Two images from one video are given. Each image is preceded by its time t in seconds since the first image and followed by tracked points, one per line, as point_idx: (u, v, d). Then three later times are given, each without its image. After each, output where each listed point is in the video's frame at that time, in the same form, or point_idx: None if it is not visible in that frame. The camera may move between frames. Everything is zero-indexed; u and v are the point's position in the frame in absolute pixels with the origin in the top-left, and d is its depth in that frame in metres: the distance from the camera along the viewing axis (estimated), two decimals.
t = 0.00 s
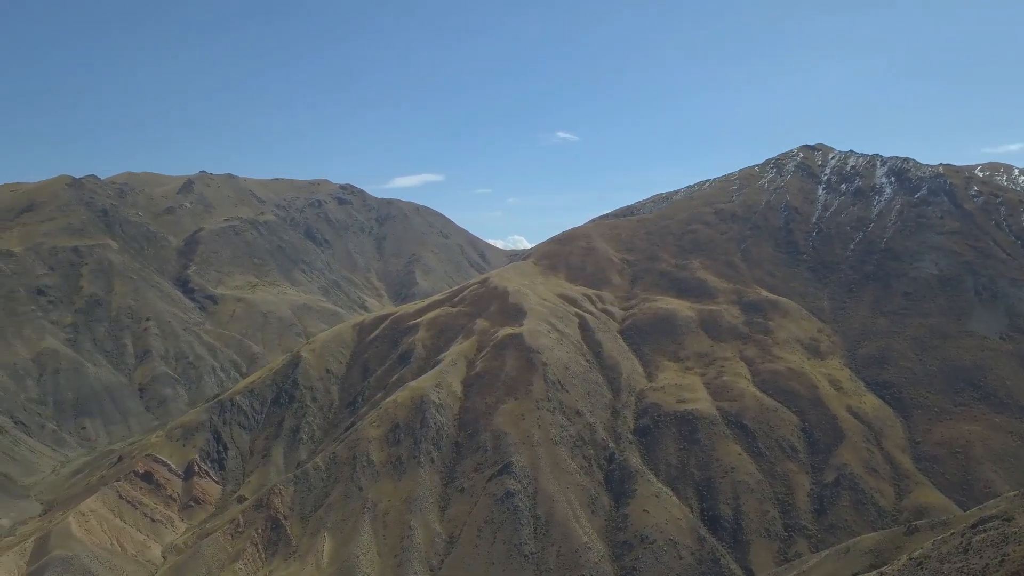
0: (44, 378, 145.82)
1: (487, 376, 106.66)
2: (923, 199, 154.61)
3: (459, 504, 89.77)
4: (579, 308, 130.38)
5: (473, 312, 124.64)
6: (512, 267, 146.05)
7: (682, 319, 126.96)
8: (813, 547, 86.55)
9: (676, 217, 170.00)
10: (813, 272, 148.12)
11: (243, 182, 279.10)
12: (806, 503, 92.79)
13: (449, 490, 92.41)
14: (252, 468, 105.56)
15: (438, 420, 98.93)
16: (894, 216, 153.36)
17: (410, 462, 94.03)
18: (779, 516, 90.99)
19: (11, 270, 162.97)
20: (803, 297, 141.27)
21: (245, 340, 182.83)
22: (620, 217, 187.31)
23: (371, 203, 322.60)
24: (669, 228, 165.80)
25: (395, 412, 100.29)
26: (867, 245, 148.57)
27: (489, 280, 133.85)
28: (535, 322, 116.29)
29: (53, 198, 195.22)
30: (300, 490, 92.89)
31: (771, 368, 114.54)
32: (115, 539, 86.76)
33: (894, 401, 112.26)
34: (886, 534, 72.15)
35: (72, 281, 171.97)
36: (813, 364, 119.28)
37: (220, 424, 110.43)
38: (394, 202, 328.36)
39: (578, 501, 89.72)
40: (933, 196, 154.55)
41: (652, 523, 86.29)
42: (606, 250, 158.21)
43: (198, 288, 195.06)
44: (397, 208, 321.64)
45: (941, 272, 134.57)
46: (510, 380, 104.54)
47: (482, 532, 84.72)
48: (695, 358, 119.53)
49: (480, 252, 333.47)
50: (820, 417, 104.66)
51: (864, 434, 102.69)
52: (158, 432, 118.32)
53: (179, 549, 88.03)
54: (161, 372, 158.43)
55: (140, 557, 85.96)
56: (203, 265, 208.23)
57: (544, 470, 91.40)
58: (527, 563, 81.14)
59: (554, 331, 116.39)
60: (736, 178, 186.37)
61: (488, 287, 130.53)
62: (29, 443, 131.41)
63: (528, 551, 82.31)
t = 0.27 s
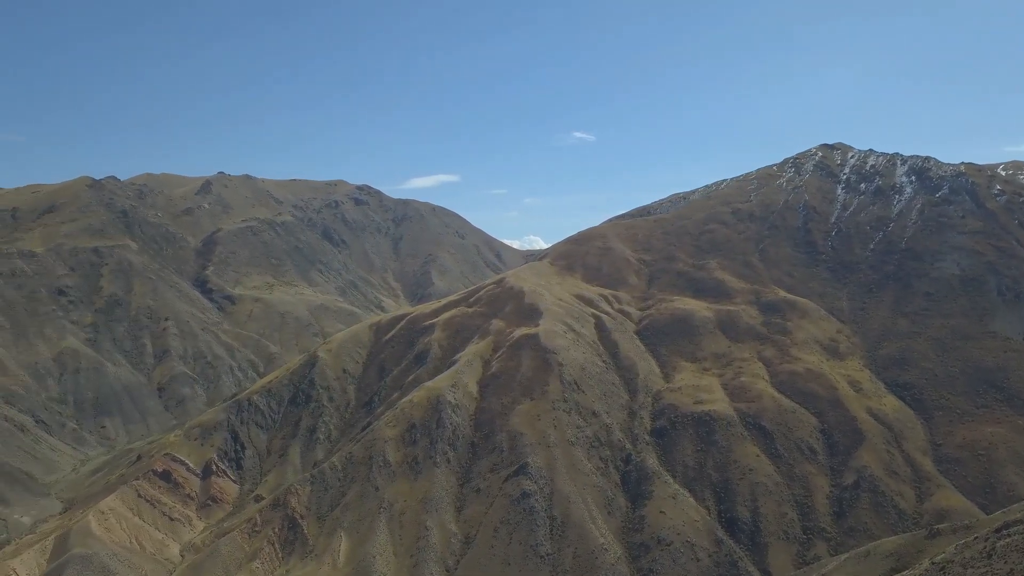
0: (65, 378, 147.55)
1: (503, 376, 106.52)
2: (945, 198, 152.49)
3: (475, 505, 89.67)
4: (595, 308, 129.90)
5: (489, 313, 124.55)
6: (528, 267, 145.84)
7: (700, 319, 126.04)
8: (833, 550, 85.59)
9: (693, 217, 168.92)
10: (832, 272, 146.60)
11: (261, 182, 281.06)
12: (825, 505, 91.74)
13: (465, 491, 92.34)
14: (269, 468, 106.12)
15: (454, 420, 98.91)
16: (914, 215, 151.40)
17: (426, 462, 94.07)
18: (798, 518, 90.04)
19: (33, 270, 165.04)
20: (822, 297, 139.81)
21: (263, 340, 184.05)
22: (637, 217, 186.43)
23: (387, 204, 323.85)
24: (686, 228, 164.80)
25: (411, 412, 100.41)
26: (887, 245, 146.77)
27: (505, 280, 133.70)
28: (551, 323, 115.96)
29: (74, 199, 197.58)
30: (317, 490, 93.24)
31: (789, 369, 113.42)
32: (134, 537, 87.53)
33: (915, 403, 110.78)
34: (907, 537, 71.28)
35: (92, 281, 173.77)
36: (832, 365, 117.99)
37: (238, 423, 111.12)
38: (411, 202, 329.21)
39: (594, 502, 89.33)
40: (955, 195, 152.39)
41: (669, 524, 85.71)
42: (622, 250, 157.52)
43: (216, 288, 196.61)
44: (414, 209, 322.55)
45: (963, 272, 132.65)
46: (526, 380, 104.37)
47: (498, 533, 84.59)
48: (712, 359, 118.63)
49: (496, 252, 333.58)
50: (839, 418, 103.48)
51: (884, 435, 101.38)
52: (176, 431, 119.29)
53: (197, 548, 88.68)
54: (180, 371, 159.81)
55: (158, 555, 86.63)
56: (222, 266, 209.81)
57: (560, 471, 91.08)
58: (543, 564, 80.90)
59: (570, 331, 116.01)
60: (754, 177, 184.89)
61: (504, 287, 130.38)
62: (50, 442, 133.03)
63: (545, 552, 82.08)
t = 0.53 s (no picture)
0: (85, 377, 149.09)
1: (519, 376, 106.30)
2: (966, 198, 150.22)
3: (491, 505, 89.52)
4: (612, 309, 129.33)
5: (504, 313, 124.39)
6: (544, 267, 145.52)
7: (717, 320, 125.04)
8: (852, 554, 84.55)
9: (710, 216, 167.75)
10: (851, 272, 144.97)
11: (278, 183, 282.90)
12: (844, 508, 90.63)
13: (481, 491, 92.20)
14: (286, 467, 106.64)
15: (470, 420, 98.85)
16: (935, 215, 149.27)
17: (443, 463, 94.09)
18: (817, 521, 89.05)
19: (54, 270, 167.01)
20: (841, 298, 138.26)
21: (280, 340, 185.15)
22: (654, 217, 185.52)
23: (404, 204, 324.97)
24: (704, 228, 163.70)
25: (427, 412, 100.48)
26: (908, 245, 144.81)
27: (521, 280, 133.47)
28: (567, 323, 115.56)
29: (94, 200, 199.85)
30: (333, 490, 93.52)
31: (808, 370, 112.24)
32: (153, 536, 88.29)
33: (936, 404, 109.18)
34: (929, 542, 70.39)
35: (112, 281, 175.61)
36: (851, 366, 116.63)
37: (255, 423, 111.79)
38: (427, 203, 329.84)
39: (610, 503, 88.87)
40: (977, 194, 150.06)
41: (686, 526, 85.07)
42: (639, 250, 156.76)
43: (234, 288, 198.04)
44: (430, 209, 323.24)
45: (986, 272, 130.55)
46: (542, 381, 104.10)
47: (514, 534, 84.40)
48: (730, 360, 117.65)
49: (513, 252, 333.40)
50: (859, 420, 102.23)
51: (905, 438, 100.00)
52: (195, 430, 120.24)
53: (215, 547, 89.29)
54: (198, 371, 161.16)
55: (176, 554, 87.35)
56: (239, 266, 211.28)
57: (577, 471, 90.73)
58: (559, 566, 80.61)
59: (586, 332, 115.56)
60: (772, 177, 183.28)
61: (520, 287, 130.14)
62: (71, 440, 134.62)
63: (561, 553, 81.80)
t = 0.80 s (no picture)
0: (105, 376, 150.79)
1: (535, 377, 106.02)
2: (989, 197, 147.86)
3: (507, 506, 89.33)
4: (628, 309, 128.69)
5: (520, 314, 124.15)
6: (560, 268, 145.13)
7: (735, 320, 124.03)
8: (873, 557, 83.46)
9: (728, 216, 166.50)
10: (871, 272, 143.26)
11: (296, 184, 284.55)
12: (864, 510, 89.48)
13: (497, 492, 92.02)
14: (303, 467, 107.07)
15: (486, 421, 98.73)
16: (957, 214, 147.11)
17: (459, 463, 94.03)
18: (836, 524, 88.01)
19: (74, 270, 168.58)
20: (860, 299, 136.63)
21: (297, 340, 186.15)
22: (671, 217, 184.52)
23: (420, 205, 326.11)
24: (721, 228, 162.50)
25: (443, 413, 100.48)
26: (929, 245, 142.82)
27: (536, 281, 133.16)
28: (583, 323, 115.10)
29: (114, 201, 201.59)
30: (350, 490, 93.73)
31: (827, 371, 110.96)
32: (171, 535, 88.95)
33: (958, 406, 107.56)
34: (951, 546, 69.52)
35: (131, 281, 177.34)
36: (871, 367, 115.18)
37: (273, 423, 112.37)
38: (443, 203, 330.38)
39: (627, 505, 88.37)
40: (999, 193, 147.65)
41: (703, 528, 84.36)
42: (656, 250, 155.87)
43: (251, 289, 199.33)
44: (446, 210, 323.87)
45: (1009, 272, 128.39)
46: (558, 381, 103.76)
47: (530, 535, 84.14)
48: (748, 361, 116.58)
49: (529, 253, 333.12)
50: (879, 421, 100.91)
51: (926, 440, 98.58)
52: (212, 430, 121.08)
53: (232, 546, 89.82)
54: (216, 371, 162.39)
55: (194, 553, 87.99)
56: (257, 267, 212.61)
57: (593, 473, 90.32)
58: (576, 567, 80.26)
59: (602, 332, 115.05)
60: (790, 176, 181.63)
61: (536, 288, 129.83)
62: (91, 439, 135.99)
63: (577, 555, 81.46)
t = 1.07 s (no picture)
0: (125, 376, 152.40)
1: (551, 378, 105.80)
2: (1012, 195, 145.43)
3: (523, 507, 89.17)
4: (645, 310, 128.02)
5: (536, 314, 123.92)
6: (576, 268, 144.76)
7: (752, 321, 123.03)
8: (893, 561, 82.39)
9: (745, 216, 165.25)
10: (891, 272, 141.55)
11: (313, 185, 286.19)
12: (884, 513, 88.35)
13: (513, 493, 91.88)
14: (319, 467, 107.52)
15: (502, 421, 98.65)
16: (979, 214, 144.90)
17: (475, 463, 94.01)
18: (856, 526, 87.00)
19: (94, 271, 170.26)
20: (880, 299, 135.02)
21: (314, 340, 187.16)
22: (688, 217, 183.52)
23: (436, 206, 327.46)
24: (738, 227, 161.30)
25: (459, 413, 100.53)
26: (950, 245, 140.82)
27: (553, 281, 132.84)
28: (600, 324, 114.64)
29: (133, 203, 203.39)
30: (366, 490, 93.98)
31: (846, 373, 109.71)
32: (189, 534, 89.69)
33: (980, 408, 105.90)
34: (973, 551, 68.61)
35: (150, 282, 179.07)
36: (891, 369, 113.76)
37: (290, 423, 113.00)
38: (459, 204, 330.92)
39: (644, 506, 87.89)
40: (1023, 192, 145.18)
41: (721, 530, 83.69)
42: (673, 251, 155.01)
43: (269, 289, 200.72)
44: (462, 210, 324.57)
45: None
46: (574, 382, 103.45)
47: (546, 536, 83.93)
48: (766, 361, 115.56)
49: (545, 253, 332.73)
50: (899, 423, 99.58)
51: (947, 442, 97.12)
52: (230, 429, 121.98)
53: (249, 545, 90.41)
54: (233, 371, 163.65)
55: (211, 552, 88.79)
56: (275, 267, 213.99)
57: (609, 474, 89.91)
58: (592, 569, 79.97)
59: (619, 333, 114.52)
60: (809, 176, 179.94)
61: (552, 288, 129.50)
62: (111, 438, 137.39)
63: (593, 556, 81.15)
